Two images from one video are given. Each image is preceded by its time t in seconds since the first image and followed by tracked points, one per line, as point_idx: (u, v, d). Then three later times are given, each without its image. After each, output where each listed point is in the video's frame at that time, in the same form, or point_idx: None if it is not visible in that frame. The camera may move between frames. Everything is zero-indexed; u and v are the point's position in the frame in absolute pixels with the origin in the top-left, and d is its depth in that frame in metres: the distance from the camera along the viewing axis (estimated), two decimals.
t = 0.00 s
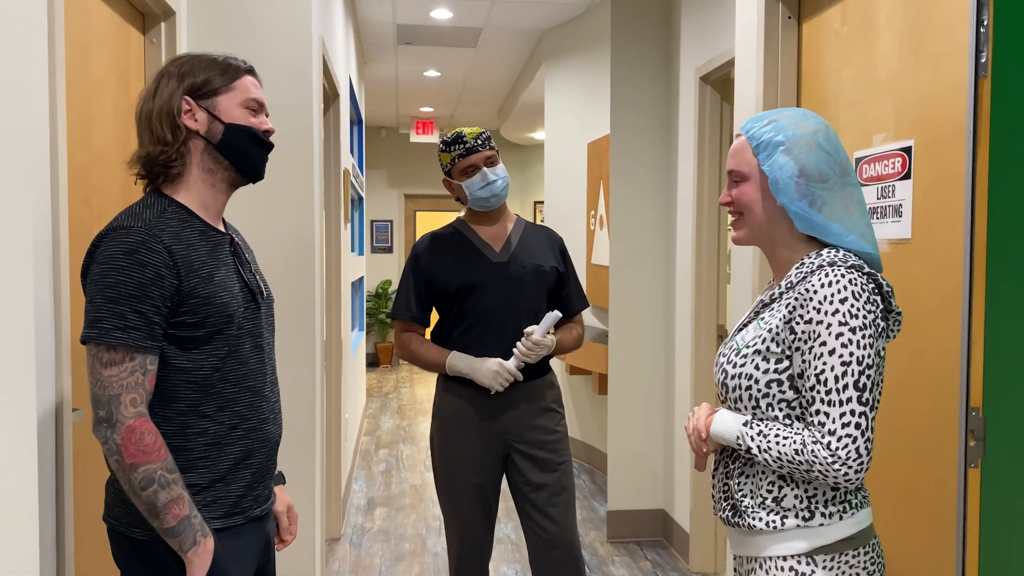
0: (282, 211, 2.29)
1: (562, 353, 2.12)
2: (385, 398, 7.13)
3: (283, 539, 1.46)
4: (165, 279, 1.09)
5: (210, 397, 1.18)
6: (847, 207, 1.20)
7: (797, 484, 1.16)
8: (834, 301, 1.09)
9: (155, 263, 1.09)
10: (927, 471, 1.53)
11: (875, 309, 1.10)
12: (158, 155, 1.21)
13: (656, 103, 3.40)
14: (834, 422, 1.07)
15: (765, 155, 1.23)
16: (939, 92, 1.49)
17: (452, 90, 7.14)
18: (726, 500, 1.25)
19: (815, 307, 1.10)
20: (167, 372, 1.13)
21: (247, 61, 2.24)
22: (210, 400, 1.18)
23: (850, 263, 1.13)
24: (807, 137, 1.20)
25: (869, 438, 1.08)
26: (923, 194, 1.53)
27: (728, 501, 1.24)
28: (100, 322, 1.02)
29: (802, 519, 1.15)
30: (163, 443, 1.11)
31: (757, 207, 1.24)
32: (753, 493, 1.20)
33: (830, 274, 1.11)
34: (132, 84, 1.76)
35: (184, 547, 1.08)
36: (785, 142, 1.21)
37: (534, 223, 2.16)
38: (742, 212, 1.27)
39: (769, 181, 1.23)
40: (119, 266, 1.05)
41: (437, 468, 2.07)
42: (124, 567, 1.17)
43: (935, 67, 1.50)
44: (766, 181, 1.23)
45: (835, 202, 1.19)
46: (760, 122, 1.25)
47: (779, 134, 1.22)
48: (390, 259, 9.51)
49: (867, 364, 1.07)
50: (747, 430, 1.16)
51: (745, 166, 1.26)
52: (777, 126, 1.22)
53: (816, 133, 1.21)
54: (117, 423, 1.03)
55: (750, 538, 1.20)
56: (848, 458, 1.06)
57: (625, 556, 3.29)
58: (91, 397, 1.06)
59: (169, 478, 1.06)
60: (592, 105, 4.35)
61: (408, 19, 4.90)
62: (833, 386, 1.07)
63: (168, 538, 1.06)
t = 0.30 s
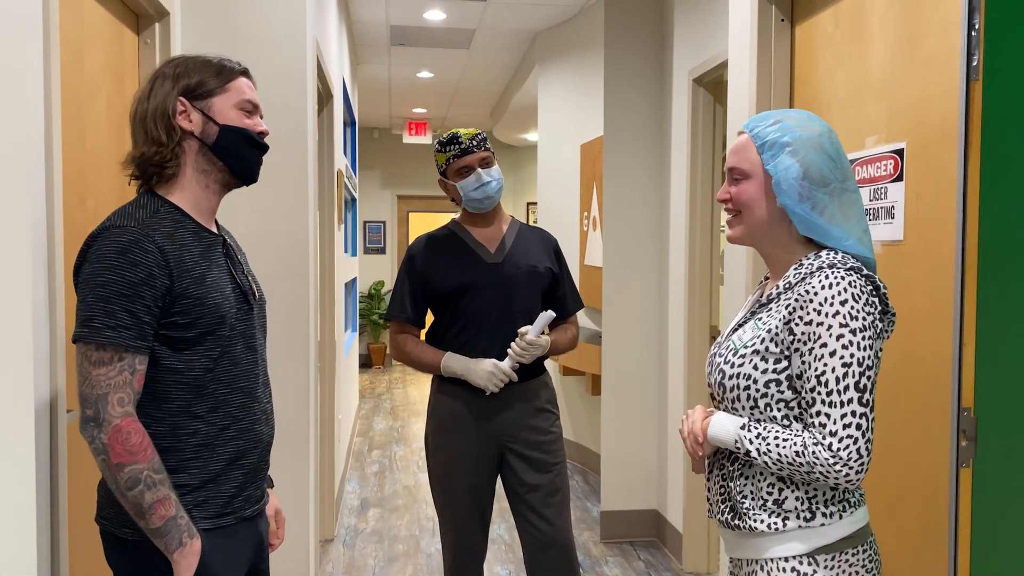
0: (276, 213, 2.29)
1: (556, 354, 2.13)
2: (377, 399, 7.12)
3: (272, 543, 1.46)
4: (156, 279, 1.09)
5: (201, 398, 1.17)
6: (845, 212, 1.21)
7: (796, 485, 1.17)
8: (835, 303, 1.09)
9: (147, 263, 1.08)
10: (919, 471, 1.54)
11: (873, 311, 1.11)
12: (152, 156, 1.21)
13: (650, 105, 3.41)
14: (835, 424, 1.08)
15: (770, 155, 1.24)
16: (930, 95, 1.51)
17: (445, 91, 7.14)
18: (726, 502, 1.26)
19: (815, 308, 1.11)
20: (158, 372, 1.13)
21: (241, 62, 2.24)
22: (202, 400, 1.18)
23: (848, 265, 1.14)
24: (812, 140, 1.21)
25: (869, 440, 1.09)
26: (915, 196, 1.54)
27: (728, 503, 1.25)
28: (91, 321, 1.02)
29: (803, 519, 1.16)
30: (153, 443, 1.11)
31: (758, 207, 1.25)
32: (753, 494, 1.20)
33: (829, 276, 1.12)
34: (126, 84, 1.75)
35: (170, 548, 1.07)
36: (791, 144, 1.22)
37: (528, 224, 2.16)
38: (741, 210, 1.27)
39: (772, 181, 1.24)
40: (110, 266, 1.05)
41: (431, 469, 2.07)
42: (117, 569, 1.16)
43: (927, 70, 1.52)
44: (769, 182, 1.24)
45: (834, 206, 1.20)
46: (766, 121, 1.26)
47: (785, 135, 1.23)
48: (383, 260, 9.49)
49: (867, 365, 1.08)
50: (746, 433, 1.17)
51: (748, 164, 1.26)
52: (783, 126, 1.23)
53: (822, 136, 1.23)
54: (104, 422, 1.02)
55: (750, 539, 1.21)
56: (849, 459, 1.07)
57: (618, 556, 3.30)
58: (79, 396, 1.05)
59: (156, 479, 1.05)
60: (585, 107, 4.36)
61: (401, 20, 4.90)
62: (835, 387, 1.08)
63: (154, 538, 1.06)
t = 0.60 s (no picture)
0: (272, 213, 2.28)
1: (553, 355, 2.13)
2: (372, 399, 7.11)
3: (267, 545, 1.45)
4: (145, 281, 1.08)
5: (192, 400, 1.17)
6: (850, 214, 1.23)
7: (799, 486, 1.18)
8: (845, 306, 1.10)
9: (135, 266, 1.08)
10: (914, 471, 1.55)
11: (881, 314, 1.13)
12: (143, 159, 1.21)
13: (645, 106, 3.42)
14: (846, 427, 1.09)
15: (777, 155, 1.24)
16: (925, 97, 1.52)
17: (439, 92, 7.14)
18: (728, 503, 1.27)
19: (825, 311, 1.11)
20: (148, 374, 1.13)
21: (238, 62, 2.24)
22: (193, 402, 1.17)
23: (855, 268, 1.15)
24: (819, 142, 1.23)
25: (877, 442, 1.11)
26: (909, 197, 1.55)
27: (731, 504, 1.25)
28: (79, 323, 1.02)
29: (807, 520, 1.17)
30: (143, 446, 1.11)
31: (763, 207, 1.26)
32: (756, 496, 1.21)
33: (838, 279, 1.13)
34: (121, 84, 1.75)
35: (161, 550, 1.07)
36: (798, 145, 1.23)
37: (525, 226, 2.16)
38: (746, 210, 1.28)
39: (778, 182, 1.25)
40: (98, 268, 1.04)
41: (428, 470, 2.07)
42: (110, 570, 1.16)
43: (921, 72, 1.53)
44: (775, 182, 1.24)
45: (840, 208, 1.21)
46: (773, 121, 1.27)
47: (792, 135, 1.24)
48: (377, 261, 9.48)
49: (877, 368, 1.10)
50: (751, 435, 1.17)
51: (752, 164, 1.27)
52: (790, 127, 1.24)
53: (827, 138, 1.24)
54: (92, 425, 1.02)
55: (752, 540, 1.21)
56: (858, 462, 1.09)
57: (613, 556, 3.30)
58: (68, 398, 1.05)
59: (145, 481, 1.05)
60: (580, 108, 4.37)
61: (396, 21, 4.89)
62: (845, 390, 1.09)
63: (145, 540, 1.06)
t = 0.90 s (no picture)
0: (269, 212, 2.27)
1: (551, 355, 2.13)
2: (368, 399, 7.09)
3: (272, 541, 1.46)
4: (142, 280, 1.08)
5: (189, 399, 1.17)
6: (855, 213, 1.23)
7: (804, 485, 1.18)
8: (853, 305, 1.11)
9: (132, 264, 1.07)
10: (912, 470, 1.56)
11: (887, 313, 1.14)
12: (139, 156, 1.20)
13: (642, 106, 3.42)
14: (857, 426, 1.10)
15: (782, 154, 1.25)
16: (923, 97, 1.52)
17: (436, 92, 7.13)
18: (731, 503, 1.27)
19: (834, 311, 1.12)
20: (145, 373, 1.12)
21: (235, 60, 2.23)
22: (191, 401, 1.17)
23: (860, 267, 1.16)
24: (823, 140, 1.24)
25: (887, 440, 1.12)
26: (908, 197, 1.56)
27: (734, 503, 1.26)
28: (76, 322, 1.01)
29: (813, 519, 1.17)
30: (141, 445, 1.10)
31: (767, 205, 1.27)
32: (761, 495, 1.22)
33: (845, 278, 1.13)
34: (118, 83, 1.74)
35: (159, 549, 1.06)
36: (803, 144, 1.24)
37: (523, 226, 2.16)
38: (750, 210, 1.29)
39: (783, 181, 1.26)
40: (95, 266, 1.04)
41: (427, 469, 2.07)
42: (107, 570, 1.15)
43: (920, 72, 1.53)
44: (780, 181, 1.25)
45: (845, 206, 1.22)
46: (777, 121, 1.28)
47: (797, 135, 1.25)
48: (373, 260, 9.46)
49: (886, 367, 1.11)
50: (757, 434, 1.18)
51: (756, 163, 1.28)
52: (794, 126, 1.25)
53: (830, 137, 1.25)
54: (89, 424, 1.02)
55: (757, 539, 1.22)
56: (870, 460, 1.10)
57: (610, 556, 3.30)
58: (65, 397, 1.05)
59: (142, 480, 1.04)
60: (577, 107, 4.37)
61: (393, 20, 4.89)
62: (857, 389, 1.10)
63: (143, 540, 1.05)
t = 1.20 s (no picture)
0: (266, 212, 2.27)
1: (550, 355, 2.13)
2: (365, 399, 7.09)
3: (265, 542, 1.45)
4: (141, 278, 1.08)
5: (188, 398, 1.16)
6: (856, 212, 1.23)
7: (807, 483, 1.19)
8: (857, 305, 1.11)
9: (131, 263, 1.07)
10: (910, 469, 1.56)
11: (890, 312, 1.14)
12: (137, 156, 1.19)
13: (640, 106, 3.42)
14: (861, 425, 1.10)
15: (781, 157, 1.26)
16: (922, 97, 1.52)
17: (433, 91, 7.13)
18: (734, 502, 1.27)
19: (837, 311, 1.12)
20: (144, 373, 1.12)
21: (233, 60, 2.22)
22: (190, 400, 1.16)
23: (862, 267, 1.16)
24: (822, 141, 1.24)
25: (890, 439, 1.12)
26: (906, 198, 1.56)
27: (737, 502, 1.26)
28: (75, 321, 1.01)
29: (816, 518, 1.18)
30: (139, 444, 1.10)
31: (768, 207, 1.27)
32: (765, 494, 1.22)
33: (848, 278, 1.14)
34: (116, 83, 1.73)
35: (157, 549, 1.06)
36: (802, 146, 1.24)
37: (521, 226, 2.16)
38: (751, 212, 1.29)
39: (783, 183, 1.26)
40: (94, 265, 1.03)
41: (425, 469, 2.07)
42: (105, 571, 1.15)
43: (918, 73, 1.53)
44: (781, 182, 1.26)
45: (846, 206, 1.22)
46: (775, 124, 1.28)
47: (795, 136, 1.25)
48: (370, 260, 9.46)
49: (889, 366, 1.11)
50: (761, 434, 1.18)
51: (756, 166, 1.28)
52: (792, 128, 1.26)
53: (829, 137, 1.26)
54: (89, 423, 1.01)
55: (760, 538, 1.23)
56: (874, 459, 1.10)
57: (608, 556, 3.30)
58: (64, 397, 1.04)
59: (141, 480, 1.04)
60: (574, 107, 4.37)
61: (390, 20, 4.88)
62: (860, 389, 1.10)
63: (142, 539, 1.05)
